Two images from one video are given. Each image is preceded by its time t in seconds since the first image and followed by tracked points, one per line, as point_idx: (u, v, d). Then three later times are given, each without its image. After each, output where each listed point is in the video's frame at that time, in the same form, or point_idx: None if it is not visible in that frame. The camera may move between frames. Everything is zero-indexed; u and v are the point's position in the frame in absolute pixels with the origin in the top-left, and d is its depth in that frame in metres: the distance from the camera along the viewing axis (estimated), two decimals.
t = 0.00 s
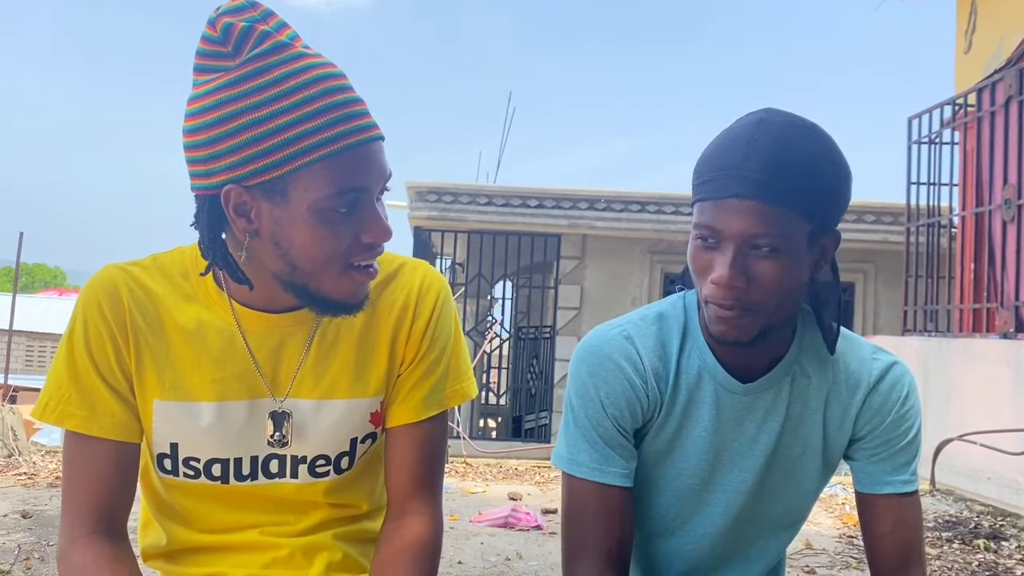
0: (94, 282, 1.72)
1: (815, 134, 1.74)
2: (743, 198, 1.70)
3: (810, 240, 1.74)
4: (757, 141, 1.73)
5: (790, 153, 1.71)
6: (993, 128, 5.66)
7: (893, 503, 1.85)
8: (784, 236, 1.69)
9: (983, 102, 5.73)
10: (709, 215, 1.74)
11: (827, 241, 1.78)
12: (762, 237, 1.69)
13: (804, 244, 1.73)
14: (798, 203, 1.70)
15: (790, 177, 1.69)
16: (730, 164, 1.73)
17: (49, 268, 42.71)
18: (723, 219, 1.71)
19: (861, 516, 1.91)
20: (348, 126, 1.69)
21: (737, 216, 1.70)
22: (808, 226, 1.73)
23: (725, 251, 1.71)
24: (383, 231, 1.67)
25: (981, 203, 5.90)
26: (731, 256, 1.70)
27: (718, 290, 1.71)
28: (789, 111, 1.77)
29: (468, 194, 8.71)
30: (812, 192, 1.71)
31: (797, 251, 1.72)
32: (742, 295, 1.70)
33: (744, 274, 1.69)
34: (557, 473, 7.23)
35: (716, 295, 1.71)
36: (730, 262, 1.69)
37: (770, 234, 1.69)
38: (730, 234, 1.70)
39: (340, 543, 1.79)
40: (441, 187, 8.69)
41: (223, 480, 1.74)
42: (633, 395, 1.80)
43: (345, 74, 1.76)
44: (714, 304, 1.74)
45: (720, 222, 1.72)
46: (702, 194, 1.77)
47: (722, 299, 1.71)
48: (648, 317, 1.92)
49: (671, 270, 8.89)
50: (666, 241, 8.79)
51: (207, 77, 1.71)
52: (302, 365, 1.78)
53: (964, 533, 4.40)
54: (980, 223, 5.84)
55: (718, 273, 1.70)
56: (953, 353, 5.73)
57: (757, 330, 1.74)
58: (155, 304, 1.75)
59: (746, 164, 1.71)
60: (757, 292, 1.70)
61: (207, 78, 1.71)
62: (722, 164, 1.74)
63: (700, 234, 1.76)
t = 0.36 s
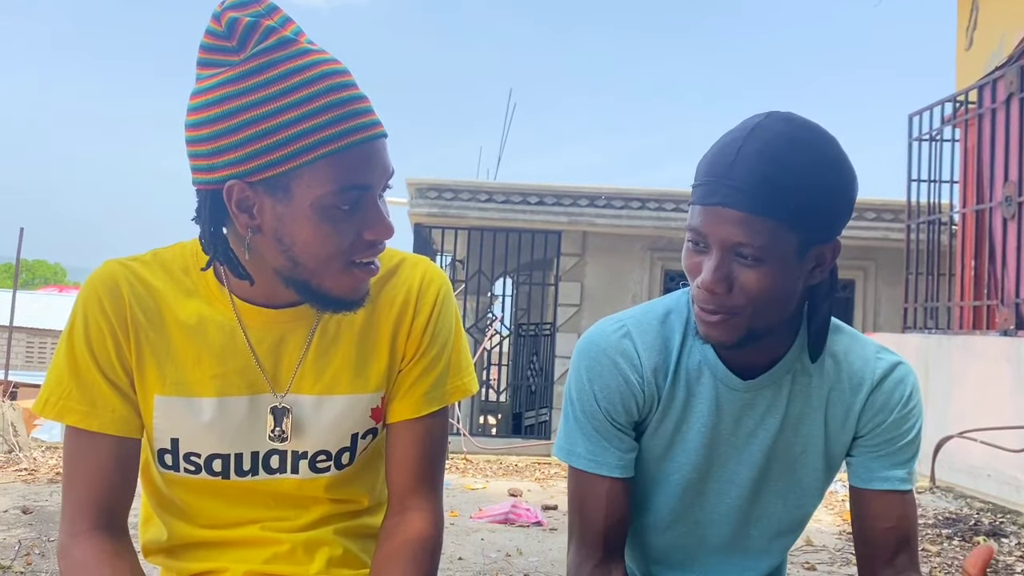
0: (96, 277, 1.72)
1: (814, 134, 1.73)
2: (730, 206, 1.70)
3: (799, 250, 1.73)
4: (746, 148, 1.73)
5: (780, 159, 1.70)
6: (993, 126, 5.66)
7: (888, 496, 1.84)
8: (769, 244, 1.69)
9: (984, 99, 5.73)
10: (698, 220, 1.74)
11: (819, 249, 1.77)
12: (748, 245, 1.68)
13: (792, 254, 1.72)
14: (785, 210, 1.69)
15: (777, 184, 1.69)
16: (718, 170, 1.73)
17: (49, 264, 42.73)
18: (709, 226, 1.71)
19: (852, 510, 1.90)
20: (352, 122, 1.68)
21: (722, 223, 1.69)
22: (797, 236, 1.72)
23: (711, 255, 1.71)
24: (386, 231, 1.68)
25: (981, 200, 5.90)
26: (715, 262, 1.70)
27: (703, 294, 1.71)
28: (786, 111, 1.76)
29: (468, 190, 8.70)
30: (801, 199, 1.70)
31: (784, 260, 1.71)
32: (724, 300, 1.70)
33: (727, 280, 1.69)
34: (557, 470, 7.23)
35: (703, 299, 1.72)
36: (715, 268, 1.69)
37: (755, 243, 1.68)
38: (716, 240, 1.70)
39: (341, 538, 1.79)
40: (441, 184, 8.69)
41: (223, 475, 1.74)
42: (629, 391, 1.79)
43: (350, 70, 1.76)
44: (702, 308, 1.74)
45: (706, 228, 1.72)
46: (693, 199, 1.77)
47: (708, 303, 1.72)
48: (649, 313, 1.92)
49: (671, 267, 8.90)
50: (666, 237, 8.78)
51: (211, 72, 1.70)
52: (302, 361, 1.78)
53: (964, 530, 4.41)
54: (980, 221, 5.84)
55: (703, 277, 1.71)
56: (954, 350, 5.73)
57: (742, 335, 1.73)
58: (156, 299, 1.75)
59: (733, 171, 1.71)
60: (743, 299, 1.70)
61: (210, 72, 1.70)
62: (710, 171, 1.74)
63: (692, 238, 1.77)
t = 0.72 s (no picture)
0: (95, 274, 1.72)
1: (806, 126, 1.73)
2: (724, 198, 1.69)
3: (795, 241, 1.73)
4: (740, 141, 1.73)
5: (774, 151, 1.70)
6: (993, 123, 5.65)
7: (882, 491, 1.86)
8: (765, 235, 1.69)
9: (984, 96, 5.72)
10: (692, 215, 1.74)
11: (815, 240, 1.77)
12: (744, 237, 1.68)
13: (789, 245, 1.72)
14: (780, 201, 1.69)
15: (771, 176, 1.69)
16: (711, 165, 1.72)
17: (48, 262, 42.73)
18: (704, 219, 1.71)
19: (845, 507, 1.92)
20: (353, 120, 1.68)
21: (716, 215, 1.69)
22: (793, 227, 1.72)
23: (707, 249, 1.71)
24: (385, 227, 1.67)
25: (981, 198, 5.90)
26: (710, 255, 1.70)
27: (701, 287, 1.71)
28: (778, 105, 1.76)
29: (468, 187, 8.69)
30: (797, 190, 1.70)
31: (780, 251, 1.71)
32: (722, 293, 1.70)
33: (723, 272, 1.68)
34: (557, 467, 7.23)
35: (700, 292, 1.71)
36: (711, 261, 1.69)
37: (751, 235, 1.68)
38: (711, 233, 1.70)
39: (342, 535, 1.79)
40: (441, 181, 8.68)
41: (224, 472, 1.74)
42: (628, 391, 1.79)
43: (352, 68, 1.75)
44: (700, 302, 1.74)
45: (700, 221, 1.72)
46: (688, 193, 1.77)
47: (706, 297, 1.71)
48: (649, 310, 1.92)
49: (671, 264, 8.89)
50: (666, 235, 8.78)
51: (212, 67, 1.70)
52: (302, 358, 1.78)
53: (964, 527, 4.41)
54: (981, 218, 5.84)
55: (700, 270, 1.70)
56: (954, 348, 5.73)
57: (741, 329, 1.73)
58: (155, 296, 1.75)
59: (726, 164, 1.70)
60: (740, 291, 1.70)
61: (212, 68, 1.70)
62: (704, 165, 1.74)
63: (687, 232, 1.77)
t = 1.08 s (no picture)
0: (94, 271, 1.72)
1: (816, 119, 1.72)
2: (736, 199, 1.68)
3: (808, 239, 1.72)
4: (751, 141, 1.72)
5: (785, 149, 1.70)
6: (993, 120, 5.65)
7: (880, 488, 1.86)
8: (778, 236, 1.68)
9: (984, 94, 5.72)
10: (704, 215, 1.73)
11: (827, 239, 1.76)
12: (757, 237, 1.68)
13: (801, 244, 1.72)
14: (792, 200, 1.68)
15: (785, 173, 1.68)
16: (722, 163, 1.72)
17: (47, 260, 42.70)
18: (716, 220, 1.70)
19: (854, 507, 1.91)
20: (354, 116, 1.67)
21: (728, 216, 1.69)
22: (806, 226, 1.71)
23: (719, 249, 1.70)
24: (387, 226, 1.67)
25: (981, 195, 5.90)
26: (723, 256, 1.69)
27: (714, 288, 1.70)
28: (789, 100, 1.75)
29: (467, 185, 8.68)
30: (810, 187, 1.70)
31: (793, 250, 1.70)
32: (734, 293, 1.69)
33: (736, 272, 1.68)
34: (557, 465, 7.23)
35: (714, 293, 1.71)
36: (724, 261, 1.68)
37: (764, 235, 1.67)
38: (723, 233, 1.69)
39: (341, 533, 1.79)
40: (441, 178, 8.67)
41: (223, 469, 1.73)
42: (635, 383, 1.79)
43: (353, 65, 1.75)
44: (713, 302, 1.73)
45: (711, 222, 1.71)
46: (699, 193, 1.76)
47: (719, 297, 1.71)
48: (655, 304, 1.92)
49: (671, 262, 8.89)
50: (665, 233, 8.78)
51: (211, 62, 1.69)
52: (302, 354, 1.77)
53: (964, 524, 4.41)
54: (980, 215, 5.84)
55: (712, 270, 1.70)
56: (953, 345, 5.73)
57: (755, 328, 1.73)
58: (154, 293, 1.74)
59: (739, 163, 1.70)
60: (754, 291, 1.69)
61: (211, 63, 1.69)
62: (715, 164, 1.73)
63: (698, 232, 1.76)
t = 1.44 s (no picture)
0: (91, 271, 1.71)
1: (836, 129, 1.69)
2: (751, 223, 1.65)
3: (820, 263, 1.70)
4: (769, 163, 1.68)
5: (801, 175, 1.67)
6: (993, 118, 5.64)
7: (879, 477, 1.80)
8: (793, 262, 1.65)
9: (984, 91, 5.71)
10: (716, 232, 1.70)
11: (841, 258, 1.74)
12: (771, 262, 1.65)
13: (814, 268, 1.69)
14: (808, 225, 1.65)
15: (803, 201, 1.65)
16: (738, 182, 1.69)
17: (46, 259, 42.68)
18: (730, 240, 1.67)
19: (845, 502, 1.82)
20: (354, 116, 1.67)
21: (743, 239, 1.65)
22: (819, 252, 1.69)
23: (731, 268, 1.68)
24: (384, 226, 1.65)
25: (980, 193, 5.89)
26: (735, 278, 1.67)
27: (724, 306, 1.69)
28: (812, 115, 1.70)
29: (466, 183, 8.67)
30: (828, 208, 1.67)
31: (805, 274, 1.68)
32: (744, 313, 1.68)
33: (747, 294, 1.66)
34: (556, 463, 7.23)
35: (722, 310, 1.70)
36: (736, 283, 1.66)
37: (778, 261, 1.65)
38: (737, 254, 1.66)
39: (340, 532, 1.78)
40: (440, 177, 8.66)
41: (222, 469, 1.73)
42: (640, 365, 1.83)
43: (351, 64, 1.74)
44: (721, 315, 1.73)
45: (724, 244, 1.68)
46: (713, 207, 1.72)
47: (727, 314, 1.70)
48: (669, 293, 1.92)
49: (671, 260, 8.88)
50: (665, 231, 8.77)
51: (208, 61, 1.69)
52: (301, 352, 1.77)
53: (964, 522, 4.41)
54: (980, 213, 5.83)
55: (723, 289, 1.68)
56: (953, 343, 5.72)
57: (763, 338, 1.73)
58: (152, 292, 1.74)
59: (757, 186, 1.66)
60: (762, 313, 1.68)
61: (209, 62, 1.69)
62: (732, 183, 1.69)
63: (710, 246, 1.73)
